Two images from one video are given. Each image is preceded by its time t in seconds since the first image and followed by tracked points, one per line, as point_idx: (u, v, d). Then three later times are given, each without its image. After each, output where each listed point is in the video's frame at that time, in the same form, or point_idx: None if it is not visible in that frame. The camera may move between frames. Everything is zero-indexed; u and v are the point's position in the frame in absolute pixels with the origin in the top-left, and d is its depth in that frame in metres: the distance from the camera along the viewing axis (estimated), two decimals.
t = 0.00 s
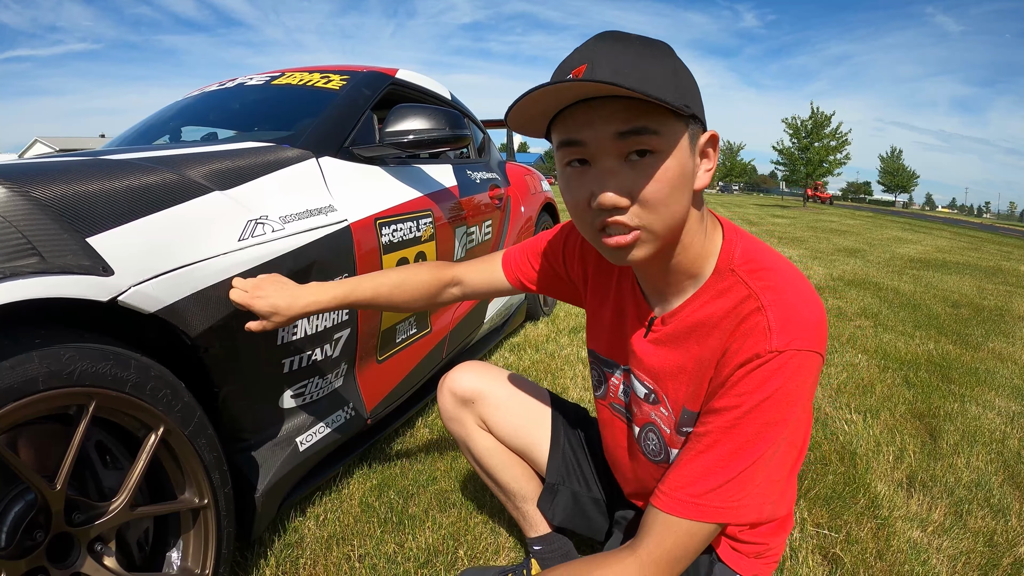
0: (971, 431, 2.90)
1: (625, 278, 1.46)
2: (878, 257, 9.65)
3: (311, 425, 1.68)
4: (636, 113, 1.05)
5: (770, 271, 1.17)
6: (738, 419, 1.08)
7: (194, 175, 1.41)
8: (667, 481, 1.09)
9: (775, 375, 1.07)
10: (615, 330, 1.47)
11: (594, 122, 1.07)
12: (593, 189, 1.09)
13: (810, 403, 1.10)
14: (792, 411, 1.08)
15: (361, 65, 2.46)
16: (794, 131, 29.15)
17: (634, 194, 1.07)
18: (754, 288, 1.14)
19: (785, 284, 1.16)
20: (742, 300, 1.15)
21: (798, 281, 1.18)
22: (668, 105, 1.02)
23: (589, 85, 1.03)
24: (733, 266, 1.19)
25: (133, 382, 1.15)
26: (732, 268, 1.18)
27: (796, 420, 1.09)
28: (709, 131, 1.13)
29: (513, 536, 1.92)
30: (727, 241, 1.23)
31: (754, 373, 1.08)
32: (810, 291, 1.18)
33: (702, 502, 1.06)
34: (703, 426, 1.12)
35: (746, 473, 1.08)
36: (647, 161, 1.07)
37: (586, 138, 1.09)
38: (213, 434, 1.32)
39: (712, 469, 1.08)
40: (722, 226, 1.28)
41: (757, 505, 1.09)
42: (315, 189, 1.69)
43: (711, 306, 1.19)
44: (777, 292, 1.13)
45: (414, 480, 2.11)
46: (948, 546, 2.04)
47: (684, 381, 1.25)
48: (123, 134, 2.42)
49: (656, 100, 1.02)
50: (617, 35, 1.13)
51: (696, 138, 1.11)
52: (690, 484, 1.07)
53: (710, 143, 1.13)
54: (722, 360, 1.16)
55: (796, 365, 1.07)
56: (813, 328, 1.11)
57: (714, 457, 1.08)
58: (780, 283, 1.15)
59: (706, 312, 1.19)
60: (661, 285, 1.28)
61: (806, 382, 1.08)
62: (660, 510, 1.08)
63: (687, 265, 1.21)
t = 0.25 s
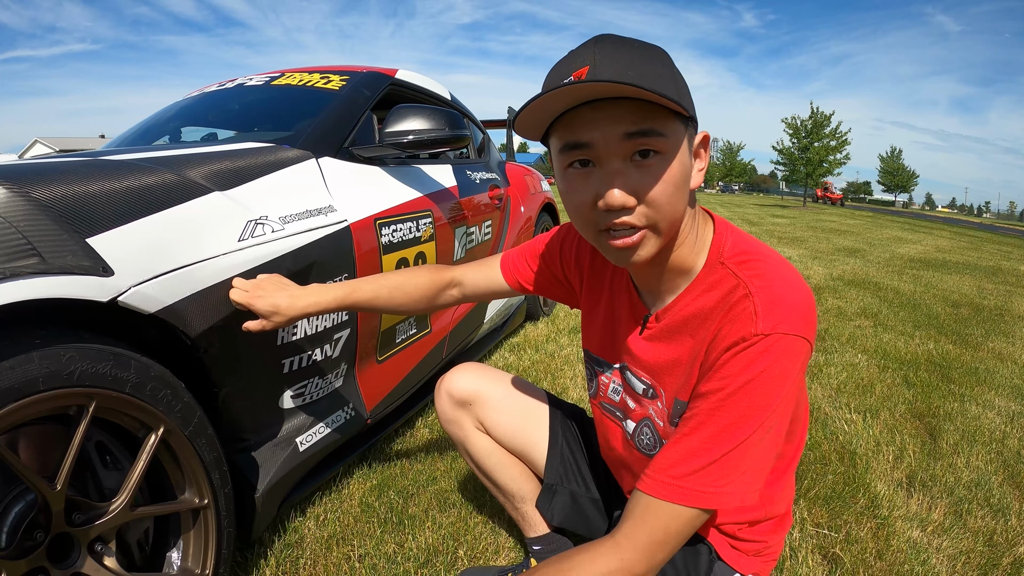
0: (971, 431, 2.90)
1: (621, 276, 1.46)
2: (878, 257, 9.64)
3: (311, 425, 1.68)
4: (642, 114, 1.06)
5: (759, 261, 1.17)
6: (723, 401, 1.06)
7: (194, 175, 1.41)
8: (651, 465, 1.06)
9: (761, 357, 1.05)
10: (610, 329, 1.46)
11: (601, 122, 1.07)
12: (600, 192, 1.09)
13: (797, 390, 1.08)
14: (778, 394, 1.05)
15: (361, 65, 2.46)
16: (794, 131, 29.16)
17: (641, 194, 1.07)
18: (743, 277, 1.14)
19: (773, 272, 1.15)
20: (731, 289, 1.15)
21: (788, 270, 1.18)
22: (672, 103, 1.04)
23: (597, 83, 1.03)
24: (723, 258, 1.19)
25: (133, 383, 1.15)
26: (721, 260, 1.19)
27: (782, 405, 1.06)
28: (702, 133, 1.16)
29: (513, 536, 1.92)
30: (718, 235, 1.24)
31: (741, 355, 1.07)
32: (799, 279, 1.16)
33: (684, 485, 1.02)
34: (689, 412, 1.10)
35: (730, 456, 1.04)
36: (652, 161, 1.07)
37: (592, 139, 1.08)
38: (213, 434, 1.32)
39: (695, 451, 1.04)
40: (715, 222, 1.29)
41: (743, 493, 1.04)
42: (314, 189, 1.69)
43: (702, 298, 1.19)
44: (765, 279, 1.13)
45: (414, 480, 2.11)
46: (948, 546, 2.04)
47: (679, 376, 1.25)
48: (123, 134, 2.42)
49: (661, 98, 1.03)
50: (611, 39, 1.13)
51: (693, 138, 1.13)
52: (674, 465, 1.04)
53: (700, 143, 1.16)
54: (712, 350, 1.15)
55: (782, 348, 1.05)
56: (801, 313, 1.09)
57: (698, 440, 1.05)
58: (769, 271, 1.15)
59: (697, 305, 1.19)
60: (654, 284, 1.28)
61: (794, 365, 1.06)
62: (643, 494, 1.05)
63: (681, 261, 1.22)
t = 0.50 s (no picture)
0: (971, 431, 2.90)
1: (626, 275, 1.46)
2: (878, 257, 9.64)
3: (311, 426, 1.68)
4: (632, 113, 1.05)
5: (761, 264, 1.17)
6: (716, 400, 1.05)
7: (193, 177, 1.41)
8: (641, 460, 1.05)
9: (756, 358, 1.05)
10: (614, 326, 1.46)
11: (592, 122, 1.07)
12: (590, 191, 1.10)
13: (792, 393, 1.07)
14: (772, 397, 1.05)
15: (360, 66, 2.46)
16: (793, 131, 29.17)
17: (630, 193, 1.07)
18: (744, 279, 1.14)
19: (775, 275, 1.15)
20: (731, 291, 1.15)
21: (790, 273, 1.17)
22: (663, 102, 1.03)
23: (586, 83, 1.03)
24: (725, 260, 1.19)
25: (134, 385, 1.15)
26: (723, 262, 1.19)
27: (776, 408, 1.06)
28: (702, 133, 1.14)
29: (514, 537, 1.92)
30: (721, 236, 1.24)
31: (736, 356, 1.07)
32: (800, 283, 1.16)
33: (672, 481, 1.01)
34: (682, 410, 1.09)
35: (719, 455, 1.03)
36: (644, 159, 1.07)
37: (584, 139, 1.09)
38: (213, 436, 1.32)
39: (685, 449, 1.03)
40: (719, 223, 1.30)
41: (731, 494, 1.03)
42: (314, 191, 1.69)
43: (703, 299, 1.19)
44: (765, 281, 1.13)
45: (414, 482, 2.11)
46: (948, 546, 2.04)
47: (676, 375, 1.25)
48: (123, 135, 2.42)
49: (651, 97, 1.02)
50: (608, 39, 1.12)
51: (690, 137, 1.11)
52: (662, 462, 1.03)
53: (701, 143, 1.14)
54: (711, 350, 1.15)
55: (779, 350, 1.05)
56: (800, 317, 1.09)
57: (688, 437, 1.04)
58: (770, 274, 1.15)
59: (698, 305, 1.19)
60: (655, 282, 1.29)
61: (790, 368, 1.06)
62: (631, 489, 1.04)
63: (682, 260, 1.22)
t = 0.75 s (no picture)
0: (973, 431, 2.90)
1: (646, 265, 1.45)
2: (878, 256, 9.64)
3: (311, 426, 1.67)
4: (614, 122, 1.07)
5: (773, 266, 1.16)
6: (719, 406, 1.04)
7: (193, 176, 1.41)
8: (642, 462, 1.05)
9: (761, 365, 1.05)
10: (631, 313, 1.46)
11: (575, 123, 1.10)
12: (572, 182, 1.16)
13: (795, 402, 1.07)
14: (776, 405, 1.05)
15: (360, 66, 2.46)
16: (793, 131, 29.16)
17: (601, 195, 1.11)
18: (754, 282, 1.13)
19: (785, 279, 1.14)
20: (740, 292, 1.14)
21: (801, 278, 1.16)
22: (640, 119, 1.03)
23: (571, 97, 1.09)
24: (740, 259, 1.17)
25: (133, 385, 1.14)
26: (737, 261, 1.17)
27: (779, 416, 1.06)
28: (712, 141, 1.08)
29: (514, 537, 1.91)
30: (740, 235, 1.21)
31: (742, 361, 1.06)
32: (811, 289, 1.15)
33: (672, 487, 1.01)
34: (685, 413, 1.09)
35: (721, 462, 1.03)
36: (619, 169, 1.08)
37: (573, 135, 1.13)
38: (213, 436, 1.31)
39: (687, 454, 1.03)
40: (738, 219, 1.27)
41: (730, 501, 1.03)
42: (314, 190, 1.69)
43: (712, 297, 1.18)
44: (775, 286, 1.12)
45: (415, 482, 2.10)
46: (951, 545, 2.04)
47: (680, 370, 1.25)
48: (123, 135, 2.42)
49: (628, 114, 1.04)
50: (625, 35, 1.11)
51: (687, 148, 1.07)
52: (663, 466, 1.02)
53: (710, 151, 1.08)
54: (717, 351, 1.15)
55: (785, 358, 1.05)
56: (807, 324, 1.09)
57: (690, 442, 1.04)
58: (781, 278, 1.13)
59: (706, 303, 1.19)
60: (667, 272, 1.28)
61: (795, 376, 1.05)
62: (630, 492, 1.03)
63: (692, 255, 1.22)
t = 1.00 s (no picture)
0: (973, 430, 2.89)
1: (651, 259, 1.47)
2: (877, 256, 9.63)
3: (311, 427, 1.67)
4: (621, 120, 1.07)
5: (780, 269, 1.15)
6: (745, 426, 1.03)
7: (191, 176, 1.40)
8: (669, 492, 1.03)
9: (781, 376, 1.03)
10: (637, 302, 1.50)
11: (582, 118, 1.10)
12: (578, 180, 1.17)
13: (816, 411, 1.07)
14: (798, 417, 1.04)
15: (359, 66, 2.45)
16: (792, 130, 29.16)
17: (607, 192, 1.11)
18: (764, 287, 1.12)
19: (794, 283, 1.13)
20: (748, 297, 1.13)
21: (808, 279, 1.16)
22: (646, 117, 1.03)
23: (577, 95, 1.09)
24: (748, 260, 1.17)
25: (131, 386, 1.14)
26: (746, 262, 1.17)
27: (803, 428, 1.05)
28: (719, 140, 1.07)
29: (514, 538, 1.91)
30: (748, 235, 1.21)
31: (759, 372, 1.05)
32: (818, 290, 1.15)
33: (708, 516, 0.99)
34: (707, 432, 1.07)
35: (751, 485, 1.02)
36: (625, 167, 1.08)
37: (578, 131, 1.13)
38: (212, 438, 1.31)
39: (717, 480, 1.01)
40: (748, 219, 1.27)
41: (762, 522, 1.03)
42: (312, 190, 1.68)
43: (718, 299, 1.17)
44: (784, 291, 1.11)
45: (414, 483, 2.10)
46: (951, 545, 2.04)
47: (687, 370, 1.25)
48: (121, 136, 2.41)
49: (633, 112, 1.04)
50: (633, 27, 1.11)
51: (693, 147, 1.07)
52: (694, 495, 1.01)
53: (718, 150, 1.08)
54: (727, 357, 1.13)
55: (802, 367, 1.04)
56: (815, 328, 1.08)
57: (720, 467, 1.02)
58: (789, 282, 1.13)
59: (711, 304, 1.18)
60: (675, 270, 1.30)
61: (813, 385, 1.05)
62: (664, 524, 1.02)
63: (697, 254, 1.23)
